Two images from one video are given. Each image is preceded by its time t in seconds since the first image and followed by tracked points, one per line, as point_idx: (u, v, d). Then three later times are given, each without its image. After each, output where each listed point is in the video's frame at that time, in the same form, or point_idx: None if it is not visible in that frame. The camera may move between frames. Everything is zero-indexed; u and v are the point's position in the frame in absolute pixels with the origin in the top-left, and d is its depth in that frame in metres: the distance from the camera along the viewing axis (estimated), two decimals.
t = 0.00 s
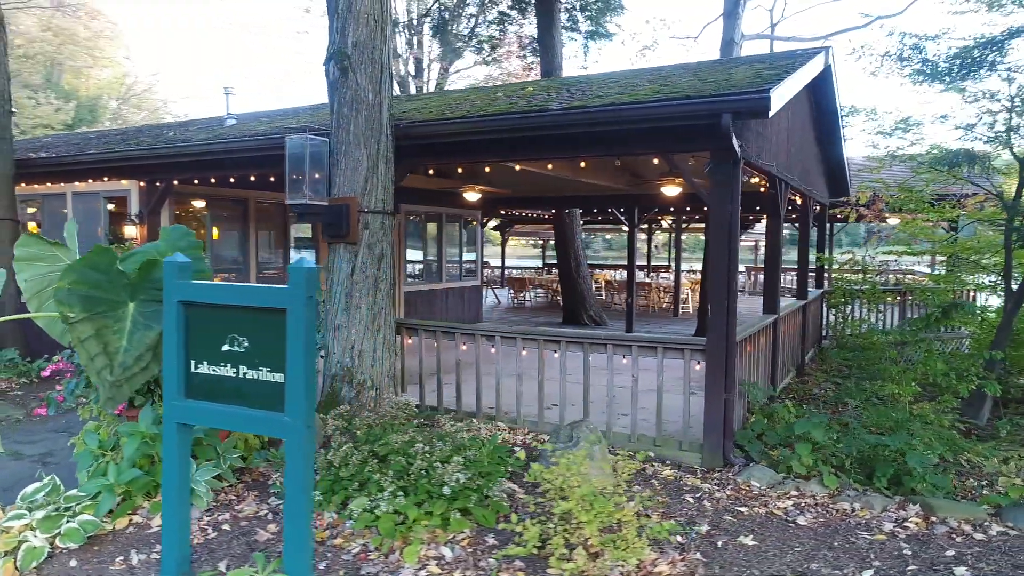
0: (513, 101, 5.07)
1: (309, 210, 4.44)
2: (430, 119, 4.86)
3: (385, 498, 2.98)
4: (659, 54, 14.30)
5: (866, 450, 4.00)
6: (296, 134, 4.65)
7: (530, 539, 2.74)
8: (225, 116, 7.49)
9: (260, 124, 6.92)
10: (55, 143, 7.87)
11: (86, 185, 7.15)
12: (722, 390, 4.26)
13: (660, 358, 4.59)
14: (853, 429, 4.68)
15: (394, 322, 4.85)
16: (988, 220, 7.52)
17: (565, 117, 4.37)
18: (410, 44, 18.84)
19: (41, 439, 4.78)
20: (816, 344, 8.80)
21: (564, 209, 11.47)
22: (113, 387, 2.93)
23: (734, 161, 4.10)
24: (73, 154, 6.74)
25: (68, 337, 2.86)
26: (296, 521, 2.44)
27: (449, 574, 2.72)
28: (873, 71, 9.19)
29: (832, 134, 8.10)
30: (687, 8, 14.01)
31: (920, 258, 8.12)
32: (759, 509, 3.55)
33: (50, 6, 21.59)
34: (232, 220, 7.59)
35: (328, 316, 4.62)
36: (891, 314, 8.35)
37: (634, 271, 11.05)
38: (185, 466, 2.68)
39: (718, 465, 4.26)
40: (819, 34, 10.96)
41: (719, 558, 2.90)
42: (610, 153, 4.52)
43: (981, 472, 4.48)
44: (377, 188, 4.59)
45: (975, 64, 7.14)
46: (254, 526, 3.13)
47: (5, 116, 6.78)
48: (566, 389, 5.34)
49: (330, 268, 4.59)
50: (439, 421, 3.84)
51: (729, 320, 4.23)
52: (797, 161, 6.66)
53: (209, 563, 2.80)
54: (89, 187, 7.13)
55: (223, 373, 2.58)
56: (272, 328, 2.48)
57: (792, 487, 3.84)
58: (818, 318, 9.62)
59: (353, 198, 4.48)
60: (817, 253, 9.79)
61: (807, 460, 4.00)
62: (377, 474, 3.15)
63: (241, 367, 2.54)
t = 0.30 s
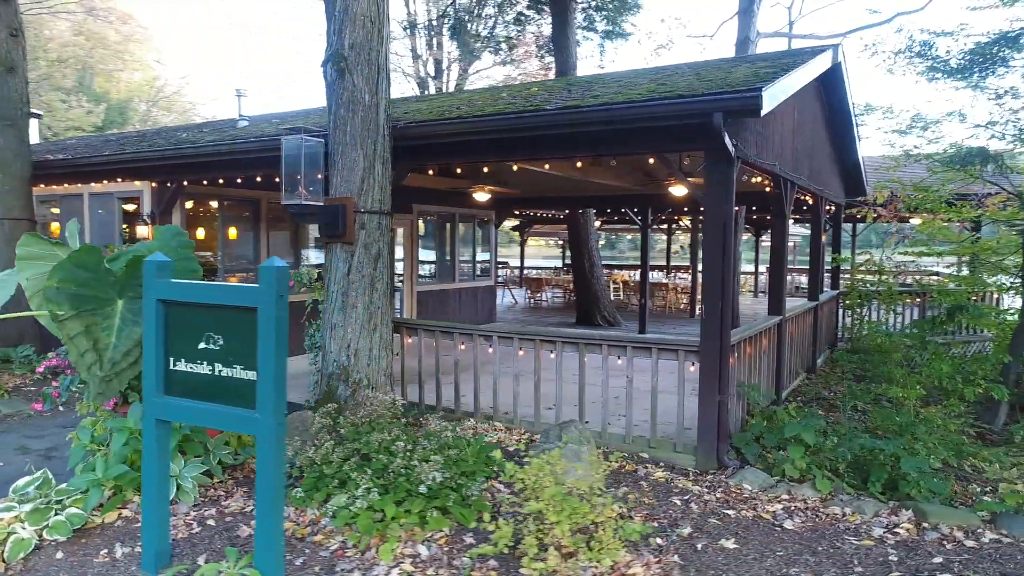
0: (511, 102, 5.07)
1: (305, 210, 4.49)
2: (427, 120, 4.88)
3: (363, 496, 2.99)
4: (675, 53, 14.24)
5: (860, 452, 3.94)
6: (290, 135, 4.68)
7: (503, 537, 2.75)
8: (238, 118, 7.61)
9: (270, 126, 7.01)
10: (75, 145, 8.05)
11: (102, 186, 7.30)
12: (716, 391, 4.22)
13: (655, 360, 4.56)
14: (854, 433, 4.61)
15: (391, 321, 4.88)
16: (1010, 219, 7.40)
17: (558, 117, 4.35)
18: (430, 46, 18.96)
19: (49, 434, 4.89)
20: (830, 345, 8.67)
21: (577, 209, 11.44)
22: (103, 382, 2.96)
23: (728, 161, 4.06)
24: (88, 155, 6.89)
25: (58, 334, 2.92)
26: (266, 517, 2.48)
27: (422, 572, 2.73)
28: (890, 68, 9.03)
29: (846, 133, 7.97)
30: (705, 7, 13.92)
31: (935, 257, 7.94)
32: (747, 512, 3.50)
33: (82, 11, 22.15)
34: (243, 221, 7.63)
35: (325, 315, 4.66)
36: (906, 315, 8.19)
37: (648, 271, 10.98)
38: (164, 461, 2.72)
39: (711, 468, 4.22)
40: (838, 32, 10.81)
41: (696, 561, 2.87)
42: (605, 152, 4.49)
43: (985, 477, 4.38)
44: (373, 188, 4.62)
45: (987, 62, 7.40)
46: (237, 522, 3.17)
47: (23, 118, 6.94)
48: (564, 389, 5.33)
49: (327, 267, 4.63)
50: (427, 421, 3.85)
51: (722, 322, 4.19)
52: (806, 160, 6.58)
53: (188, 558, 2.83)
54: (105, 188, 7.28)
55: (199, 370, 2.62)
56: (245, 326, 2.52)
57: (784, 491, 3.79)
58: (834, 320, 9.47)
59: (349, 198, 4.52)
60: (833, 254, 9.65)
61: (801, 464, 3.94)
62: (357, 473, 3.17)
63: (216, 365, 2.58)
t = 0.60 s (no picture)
0: (503, 102, 5.08)
1: (296, 210, 4.52)
2: (418, 120, 4.90)
3: (336, 495, 3.01)
4: (683, 51, 14.23)
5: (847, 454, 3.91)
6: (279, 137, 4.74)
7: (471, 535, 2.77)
8: (243, 119, 7.69)
9: (272, 126, 7.08)
10: (85, 146, 8.18)
11: (108, 186, 7.41)
12: (702, 392, 4.20)
13: (643, 360, 4.55)
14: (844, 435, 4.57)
15: (382, 321, 4.91)
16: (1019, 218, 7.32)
17: (545, 117, 4.34)
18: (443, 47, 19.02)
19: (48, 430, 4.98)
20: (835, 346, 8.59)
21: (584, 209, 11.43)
22: (86, 380, 3.05)
23: (714, 161, 4.03)
24: (94, 156, 7.00)
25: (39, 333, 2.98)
26: (231, 514, 2.52)
27: (390, 570, 2.74)
28: (898, 66, 8.90)
29: (852, 131, 7.87)
30: (716, 6, 13.85)
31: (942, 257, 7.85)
32: (727, 514, 3.48)
33: (104, 14, 22.53)
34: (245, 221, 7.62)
35: (316, 314, 4.70)
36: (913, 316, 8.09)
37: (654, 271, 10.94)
38: (139, 458, 2.77)
39: (697, 469, 4.20)
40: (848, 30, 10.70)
41: (666, 561, 2.87)
42: (593, 152, 4.48)
43: (978, 482, 4.32)
44: (364, 188, 4.66)
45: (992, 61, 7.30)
46: (216, 518, 3.21)
47: (33, 119, 7.07)
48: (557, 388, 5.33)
49: (318, 266, 4.67)
50: (410, 420, 3.87)
51: (709, 322, 4.16)
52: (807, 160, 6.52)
53: (164, 551, 2.89)
54: (112, 188, 7.40)
55: (171, 367, 2.66)
56: (214, 324, 2.56)
57: (767, 493, 3.76)
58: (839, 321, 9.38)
59: (339, 199, 4.55)
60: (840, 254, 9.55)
61: (785, 465, 3.91)
62: (333, 470, 3.20)
63: (187, 363, 2.62)
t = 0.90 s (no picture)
0: (492, 102, 5.12)
1: (286, 210, 4.59)
2: (407, 121, 4.96)
3: (309, 487, 3.07)
4: (687, 51, 14.25)
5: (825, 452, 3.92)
6: (267, 138, 4.80)
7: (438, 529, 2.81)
8: (243, 120, 7.78)
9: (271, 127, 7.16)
10: (90, 148, 8.30)
11: (112, 187, 7.52)
12: (684, 390, 4.22)
13: (627, 358, 4.58)
14: (826, 436, 4.59)
15: (371, 319, 4.98)
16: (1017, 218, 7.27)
17: (529, 117, 4.37)
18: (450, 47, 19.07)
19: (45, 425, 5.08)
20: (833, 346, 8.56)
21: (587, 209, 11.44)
22: (66, 375, 3.20)
23: (695, 161, 4.05)
24: (97, 157, 7.11)
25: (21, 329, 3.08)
26: (202, 508, 2.59)
27: (359, 561, 2.79)
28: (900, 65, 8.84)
29: (851, 130, 7.84)
30: (720, 6, 13.82)
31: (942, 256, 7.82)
32: (701, 510, 3.52)
33: (119, 17, 22.79)
34: (246, 220, 7.71)
35: (305, 312, 4.76)
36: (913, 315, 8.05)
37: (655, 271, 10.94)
38: (117, 450, 2.85)
39: (679, 467, 4.23)
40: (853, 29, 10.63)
41: (631, 556, 2.90)
42: (577, 151, 4.51)
43: (962, 481, 4.32)
44: (352, 188, 4.72)
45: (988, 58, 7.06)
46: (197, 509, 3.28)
47: (38, 120, 7.19)
48: (545, 387, 5.37)
49: (307, 265, 4.74)
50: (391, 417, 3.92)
51: (690, 322, 4.18)
52: (801, 160, 6.51)
53: (142, 541, 2.95)
54: (115, 189, 7.51)
55: (146, 362, 2.73)
56: (187, 321, 2.63)
57: (744, 490, 3.78)
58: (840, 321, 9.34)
59: (328, 198, 4.62)
60: (840, 254, 9.51)
61: (764, 463, 3.92)
62: (309, 463, 3.25)
63: (161, 358, 2.69)
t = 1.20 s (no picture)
0: (478, 103, 5.21)
1: (273, 208, 4.70)
2: (394, 121, 5.06)
3: (287, 476, 3.16)
4: (685, 51, 14.31)
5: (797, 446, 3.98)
6: (254, 137, 4.91)
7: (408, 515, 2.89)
8: (241, 121, 7.90)
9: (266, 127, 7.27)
10: (91, 148, 8.45)
11: (111, 186, 7.67)
12: (661, 385, 4.29)
13: (607, 353, 4.66)
14: (803, 432, 4.66)
15: (358, 315, 5.08)
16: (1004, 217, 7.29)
17: (511, 117, 4.46)
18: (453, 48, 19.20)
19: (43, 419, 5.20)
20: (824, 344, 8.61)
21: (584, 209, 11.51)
22: (45, 366, 3.40)
23: (671, 160, 4.13)
24: (96, 157, 7.25)
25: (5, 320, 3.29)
26: (177, 496, 2.69)
27: (331, 545, 2.87)
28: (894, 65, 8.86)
29: (842, 129, 7.88)
30: (720, 6, 13.88)
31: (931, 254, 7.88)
32: (671, 501, 3.60)
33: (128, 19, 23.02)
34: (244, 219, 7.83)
35: (294, 309, 4.87)
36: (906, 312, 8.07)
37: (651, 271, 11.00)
38: (99, 438, 2.96)
39: (657, 460, 4.30)
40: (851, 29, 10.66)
41: (596, 543, 2.98)
42: (558, 150, 4.59)
43: (937, 475, 4.37)
44: (339, 187, 4.82)
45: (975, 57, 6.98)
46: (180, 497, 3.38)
47: (39, 121, 7.33)
48: (530, 383, 5.46)
49: (296, 262, 4.84)
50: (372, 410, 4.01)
51: (667, 318, 4.26)
52: (789, 159, 6.56)
53: (125, 527, 3.05)
54: (115, 188, 7.66)
55: (126, 353, 2.84)
56: (164, 313, 2.73)
57: (716, 483, 3.86)
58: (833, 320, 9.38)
59: (315, 196, 4.71)
60: (835, 254, 9.55)
61: (738, 456, 4.00)
62: (286, 453, 3.36)
63: (140, 349, 2.80)
